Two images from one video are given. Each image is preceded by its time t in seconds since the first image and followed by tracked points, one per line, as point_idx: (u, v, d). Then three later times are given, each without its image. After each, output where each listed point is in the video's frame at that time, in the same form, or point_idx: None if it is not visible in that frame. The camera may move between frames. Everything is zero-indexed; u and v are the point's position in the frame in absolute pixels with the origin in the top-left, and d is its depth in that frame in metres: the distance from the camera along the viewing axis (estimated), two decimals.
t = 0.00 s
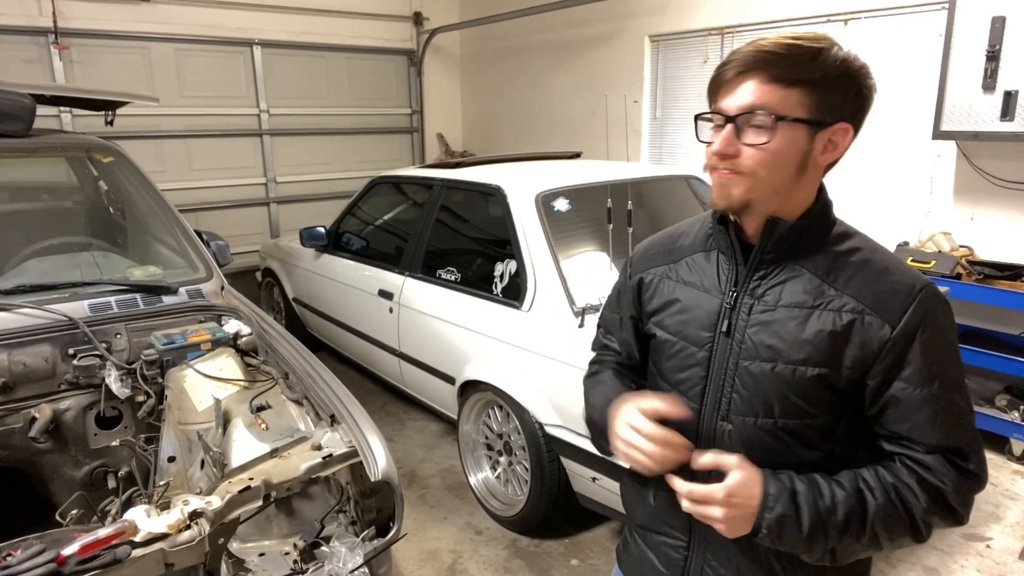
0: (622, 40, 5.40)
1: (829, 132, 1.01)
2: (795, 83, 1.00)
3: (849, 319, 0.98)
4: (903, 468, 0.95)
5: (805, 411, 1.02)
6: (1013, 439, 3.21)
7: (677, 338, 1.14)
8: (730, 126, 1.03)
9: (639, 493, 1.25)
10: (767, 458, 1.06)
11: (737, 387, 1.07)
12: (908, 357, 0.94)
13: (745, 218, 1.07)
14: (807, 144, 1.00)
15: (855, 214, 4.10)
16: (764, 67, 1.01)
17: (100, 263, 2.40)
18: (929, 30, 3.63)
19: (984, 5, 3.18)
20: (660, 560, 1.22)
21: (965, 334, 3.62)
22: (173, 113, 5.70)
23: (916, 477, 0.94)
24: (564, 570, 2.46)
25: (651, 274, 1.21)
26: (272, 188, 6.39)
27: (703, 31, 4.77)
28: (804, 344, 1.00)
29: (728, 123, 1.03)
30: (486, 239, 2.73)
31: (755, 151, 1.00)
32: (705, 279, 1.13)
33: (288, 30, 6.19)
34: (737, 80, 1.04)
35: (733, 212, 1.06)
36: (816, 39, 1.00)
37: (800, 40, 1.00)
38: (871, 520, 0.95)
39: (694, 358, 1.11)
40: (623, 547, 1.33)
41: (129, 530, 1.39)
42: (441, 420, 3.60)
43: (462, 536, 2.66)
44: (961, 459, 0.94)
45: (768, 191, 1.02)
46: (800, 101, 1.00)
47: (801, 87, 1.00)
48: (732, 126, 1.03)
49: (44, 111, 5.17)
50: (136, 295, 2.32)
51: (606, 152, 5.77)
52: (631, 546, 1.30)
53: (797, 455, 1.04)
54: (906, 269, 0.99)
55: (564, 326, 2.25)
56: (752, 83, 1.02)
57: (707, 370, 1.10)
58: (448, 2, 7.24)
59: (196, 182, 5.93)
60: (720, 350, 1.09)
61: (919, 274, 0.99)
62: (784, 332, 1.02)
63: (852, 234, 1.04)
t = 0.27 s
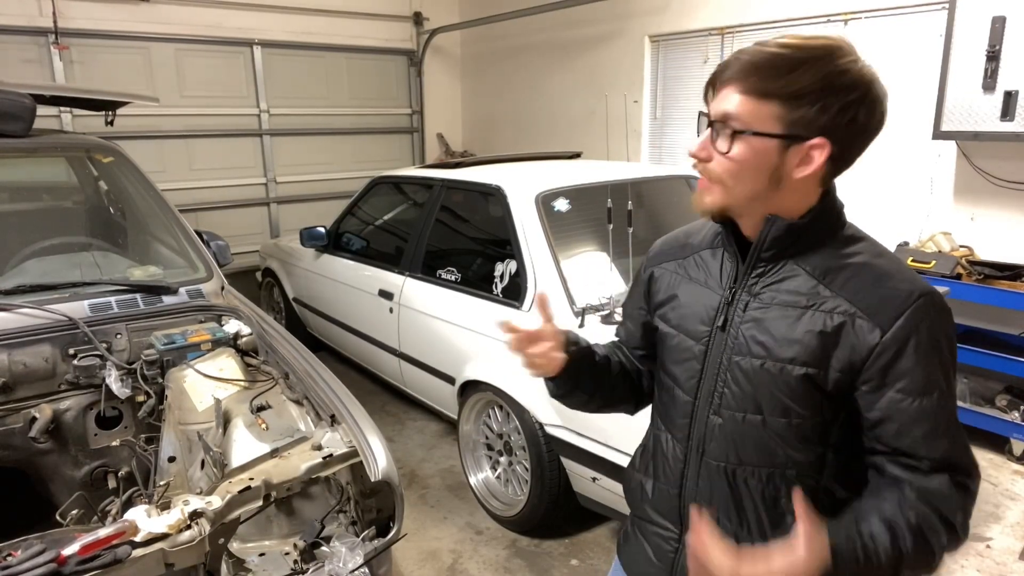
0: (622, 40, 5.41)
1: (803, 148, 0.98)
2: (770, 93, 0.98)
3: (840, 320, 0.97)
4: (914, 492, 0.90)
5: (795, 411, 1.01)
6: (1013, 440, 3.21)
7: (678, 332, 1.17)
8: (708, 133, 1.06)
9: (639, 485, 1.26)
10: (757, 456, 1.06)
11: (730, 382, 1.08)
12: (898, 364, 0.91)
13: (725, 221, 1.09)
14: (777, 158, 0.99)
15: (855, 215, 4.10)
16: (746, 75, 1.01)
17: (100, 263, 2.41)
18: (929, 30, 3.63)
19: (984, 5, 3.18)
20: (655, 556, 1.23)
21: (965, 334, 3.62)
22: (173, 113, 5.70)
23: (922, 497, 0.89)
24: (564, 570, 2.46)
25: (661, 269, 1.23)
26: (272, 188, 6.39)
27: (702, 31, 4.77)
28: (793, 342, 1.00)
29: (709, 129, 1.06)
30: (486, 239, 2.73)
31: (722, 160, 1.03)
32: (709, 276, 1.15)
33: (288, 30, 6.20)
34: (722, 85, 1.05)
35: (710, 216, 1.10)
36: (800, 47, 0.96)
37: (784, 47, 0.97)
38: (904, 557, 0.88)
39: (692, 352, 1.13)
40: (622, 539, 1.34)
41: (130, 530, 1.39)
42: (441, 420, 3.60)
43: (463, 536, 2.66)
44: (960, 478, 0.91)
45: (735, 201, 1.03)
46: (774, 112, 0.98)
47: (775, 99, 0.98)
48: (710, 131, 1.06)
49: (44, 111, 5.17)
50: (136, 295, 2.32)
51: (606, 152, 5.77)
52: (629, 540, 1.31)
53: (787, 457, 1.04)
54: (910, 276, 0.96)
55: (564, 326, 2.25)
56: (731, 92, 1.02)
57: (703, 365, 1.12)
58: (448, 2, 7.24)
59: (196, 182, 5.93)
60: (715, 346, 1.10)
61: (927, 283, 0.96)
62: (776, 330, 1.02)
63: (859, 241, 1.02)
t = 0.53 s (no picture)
0: (621, 40, 5.41)
1: (796, 151, 0.97)
2: (759, 98, 0.98)
3: (832, 325, 0.96)
4: (907, 506, 0.90)
5: (786, 413, 1.01)
6: (1013, 440, 3.21)
7: (679, 332, 1.17)
8: (702, 138, 1.06)
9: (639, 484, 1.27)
10: (750, 458, 1.05)
11: (724, 383, 1.08)
12: (889, 370, 0.90)
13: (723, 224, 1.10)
14: (769, 162, 0.99)
15: (855, 215, 4.10)
16: (737, 79, 1.01)
17: (100, 263, 2.41)
18: (929, 29, 3.63)
19: (984, 4, 3.18)
20: (655, 553, 1.24)
21: (965, 334, 3.62)
22: (173, 113, 5.70)
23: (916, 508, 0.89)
24: (564, 570, 2.46)
25: (667, 269, 1.24)
26: (272, 188, 6.39)
27: (702, 31, 4.77)
28: (785, 344, 1.00)
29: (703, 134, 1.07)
30: (486, 240, 2.73)
31: (715, 166, 1.03)
32: (711, 277, 1.15)
33: (288, 30, 6.20)
34: (715, 90, 1.05)
35: (708, 220, 1.10)
36: (789, 50, 0.96)
37: (774, 52, 0.97)
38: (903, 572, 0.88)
39: (689, 351, 1.14)
40: (625, 534, 1.36)
41: (130, 530, 1.39)
42: (441, 420, 3.60)
43: (462, 536, 2.66)
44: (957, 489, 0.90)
45: (731, 205, 1.04)
46: (765, 115, 0.98)
47: (765, 104, 0.97)
48: (704, 136, 1.06)
49: (44, 111, 5.17)
50: (136, 295, 2.32)
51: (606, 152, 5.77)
52: (630, 538, 1.32)
53: (781, 459, 1.03)
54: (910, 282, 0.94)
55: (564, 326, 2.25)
56: (722, 97, 1.02)
57: (700, 364, 1.12)
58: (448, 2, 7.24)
59: (196, 182, 5.93)
60: (713, 347, 1.10)
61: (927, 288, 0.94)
62: (770, 332, 1.02)
63: (865, 245, 1.01)
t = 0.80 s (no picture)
0: (621, 40, 5.41)
1: (815, 142, 0.97)
2: (778, 91, 0.97)
3: (830, 326, 0.96)
4: (888, 504, 0.90)
5: (786, 414, 1.01)
6: (1013, 440, 3.21)
7: (675, 333, 1.17)
8: (713, 134, 1.03)
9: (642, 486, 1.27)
10: (750, 459, 1.06)
11: (723, 385, 1.08)
12: (887, 371, 0.90)
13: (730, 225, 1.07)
14: (788, 157, 0.98)
15: (856, 215, 4.10)
16: (748, 74, 0.99)
17: (100, 263, 2.40)
18: (929, 29, 3.63)
19: (984, 5, 3.18)
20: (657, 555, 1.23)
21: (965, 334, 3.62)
22: (173, 113, 5.70)
23: (900, 508, 0.89)
24: (564, 570, 2.46)
25: (661, 270, 1.23)
26: (272, 188, 6.38)
27: (703, 31, 4.77)
28: (784, 346, 1.00)
29: (711, 132, 1.03)
30: (486, 240, 2.73)
31: (733, 162, 1.00)
32: (706, 278, 1.15)
33: (288, 30, 6.20)
34: (724, 85, 1.03)
35: (718, 220, 1.07)
36: (805, 44, 0.96)
37: (786, 45, 0.97)
38: (856, 565, 0.89)
39: (687, 354, 1.14)
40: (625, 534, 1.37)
41: (130, 530, 1.39)
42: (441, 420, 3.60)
43: (463, 536, 2.67)
44: (946, 490, 0.88)
45: (748, 202, 1.02)
46: (784, 109, 0.97)
47: (784, 96, 0.97)
48: (715, 134, 1.03)
49: (44, 112, 5.17)
50: (136, 295, 2.33)
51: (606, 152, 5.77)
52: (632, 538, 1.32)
53: (780, 460, 1.03)
54: (907, 282, 0.95)
55: (564, 326, 2.25)
56: (736, 91, 1.00)
57: (698, 367, 1.12)
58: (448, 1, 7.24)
59: (196, 182, 5.93)
60: (710, 348, 1.10)
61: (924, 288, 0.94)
62: (767, 334, 1.02)
63: (859, 244, 1.01)
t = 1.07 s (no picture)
0: (622, 40, 5.41)
1: (832, 131, 1.02)
2: (804, 83, 0.99)
3: (833, 323, 0.97)
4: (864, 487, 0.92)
5: (792, 414, 1.02)
6: (1013, 440, 3.20)
7: (673, 340, 1.16)
8: (746, 127, 1.00)
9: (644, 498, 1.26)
10: (757, 461, 1.06)
11: (727, 390, 1.08)
12: (890, 364, 0.91)
13: (754, 225, 1.05)
14: (815, 146, 1.00)
15: (856, 215, 4.10)
16: (771, 67, 1.00)
17: (100, 263, 2.40)
18: (929, 29, 3.63)
19: (984, 4, 3.18)
20: (662, 558, 1.22)
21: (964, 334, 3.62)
22: (173, 113, 5.70)
23: (875, 494, 0.91)
24: (564, 570, 2.46)
25: (650, 276, 1.23)
26: (272, 188, 6.38)
27: (702, 31, 4.77)
28: (789, 348, 1.00)
29: (741, 126, 1.01)
30: (486, 240, 2.73)
31: (774, 154, 0.98)
32: (700, 282, 1.15)
33: (288, 30, 6.20)
34: (746, 80, 1.02)
35: (750, 218, 1.03)
36: (815, 40, 1.01)
37: (802, 40, 1.00)
38: (815, 534, 0.94)
39: (687, 360, 1.13)
40: (626, 536, 1.38)
41: (130, 530, 1.39)
42: (441, 420, 3.60)
43: (462, 536, 2.66)
44: (933, 480, 0.88)
45: (784, 193, 1.00)
46: (809, 100, 1.00)
47: (810, 87, 1.00)
48: (747, 127, 1.00)
49: (44, 111, 5.17)
50: (136, 295, 2.32)
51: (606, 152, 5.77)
52: (635, 540, 1.32)
53: (788, 460, 1.04)
54: (901, 275, 0.97)
55: (564, 326, 2.25)
56: (762, 83, 1.00)
57: (700, 372, 1.12)
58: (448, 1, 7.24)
59: (196, 182, 5.92)
60: (711, 352, 1.10)
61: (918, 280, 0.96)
62: (769, 335, 1.02)
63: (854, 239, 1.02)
